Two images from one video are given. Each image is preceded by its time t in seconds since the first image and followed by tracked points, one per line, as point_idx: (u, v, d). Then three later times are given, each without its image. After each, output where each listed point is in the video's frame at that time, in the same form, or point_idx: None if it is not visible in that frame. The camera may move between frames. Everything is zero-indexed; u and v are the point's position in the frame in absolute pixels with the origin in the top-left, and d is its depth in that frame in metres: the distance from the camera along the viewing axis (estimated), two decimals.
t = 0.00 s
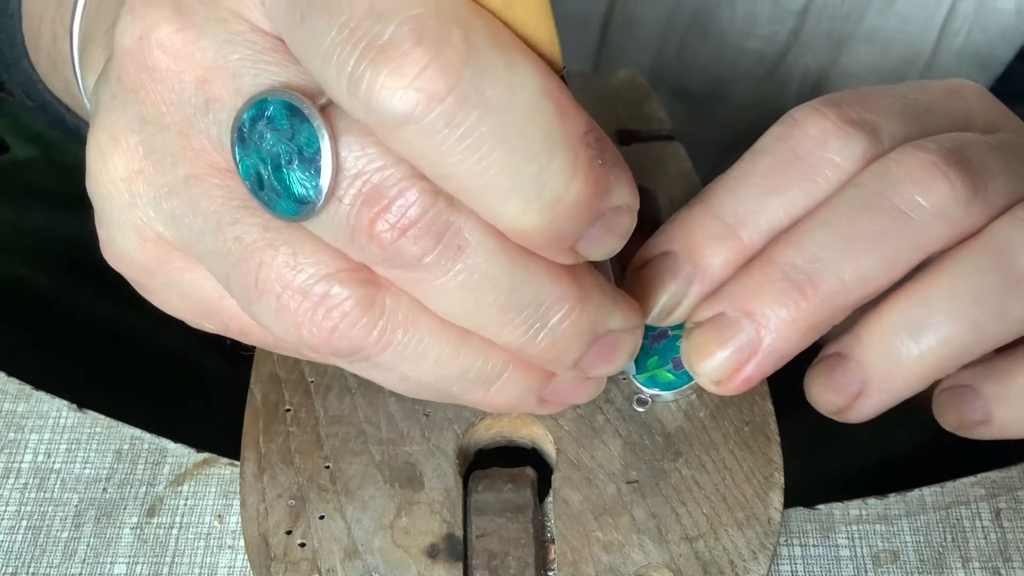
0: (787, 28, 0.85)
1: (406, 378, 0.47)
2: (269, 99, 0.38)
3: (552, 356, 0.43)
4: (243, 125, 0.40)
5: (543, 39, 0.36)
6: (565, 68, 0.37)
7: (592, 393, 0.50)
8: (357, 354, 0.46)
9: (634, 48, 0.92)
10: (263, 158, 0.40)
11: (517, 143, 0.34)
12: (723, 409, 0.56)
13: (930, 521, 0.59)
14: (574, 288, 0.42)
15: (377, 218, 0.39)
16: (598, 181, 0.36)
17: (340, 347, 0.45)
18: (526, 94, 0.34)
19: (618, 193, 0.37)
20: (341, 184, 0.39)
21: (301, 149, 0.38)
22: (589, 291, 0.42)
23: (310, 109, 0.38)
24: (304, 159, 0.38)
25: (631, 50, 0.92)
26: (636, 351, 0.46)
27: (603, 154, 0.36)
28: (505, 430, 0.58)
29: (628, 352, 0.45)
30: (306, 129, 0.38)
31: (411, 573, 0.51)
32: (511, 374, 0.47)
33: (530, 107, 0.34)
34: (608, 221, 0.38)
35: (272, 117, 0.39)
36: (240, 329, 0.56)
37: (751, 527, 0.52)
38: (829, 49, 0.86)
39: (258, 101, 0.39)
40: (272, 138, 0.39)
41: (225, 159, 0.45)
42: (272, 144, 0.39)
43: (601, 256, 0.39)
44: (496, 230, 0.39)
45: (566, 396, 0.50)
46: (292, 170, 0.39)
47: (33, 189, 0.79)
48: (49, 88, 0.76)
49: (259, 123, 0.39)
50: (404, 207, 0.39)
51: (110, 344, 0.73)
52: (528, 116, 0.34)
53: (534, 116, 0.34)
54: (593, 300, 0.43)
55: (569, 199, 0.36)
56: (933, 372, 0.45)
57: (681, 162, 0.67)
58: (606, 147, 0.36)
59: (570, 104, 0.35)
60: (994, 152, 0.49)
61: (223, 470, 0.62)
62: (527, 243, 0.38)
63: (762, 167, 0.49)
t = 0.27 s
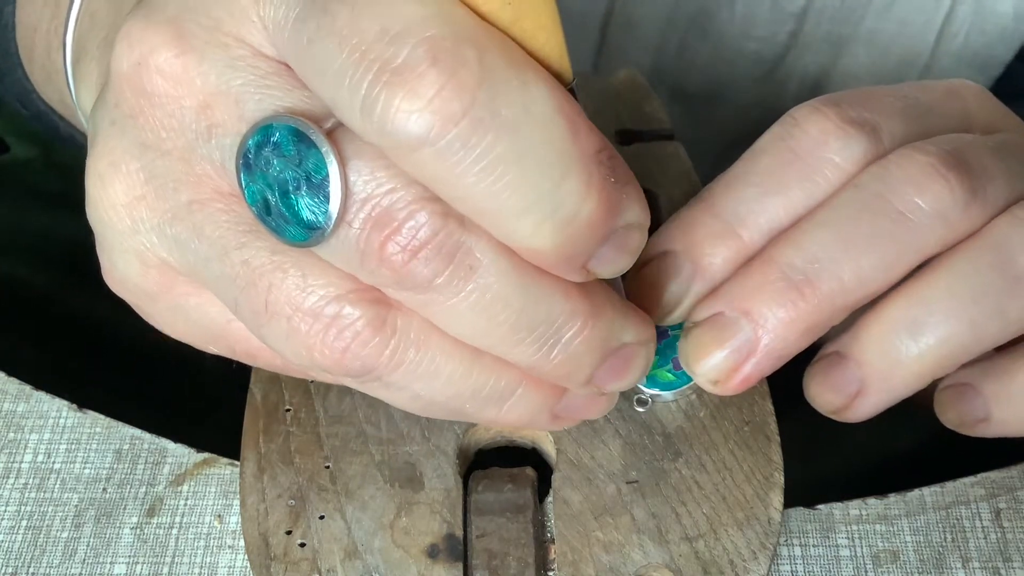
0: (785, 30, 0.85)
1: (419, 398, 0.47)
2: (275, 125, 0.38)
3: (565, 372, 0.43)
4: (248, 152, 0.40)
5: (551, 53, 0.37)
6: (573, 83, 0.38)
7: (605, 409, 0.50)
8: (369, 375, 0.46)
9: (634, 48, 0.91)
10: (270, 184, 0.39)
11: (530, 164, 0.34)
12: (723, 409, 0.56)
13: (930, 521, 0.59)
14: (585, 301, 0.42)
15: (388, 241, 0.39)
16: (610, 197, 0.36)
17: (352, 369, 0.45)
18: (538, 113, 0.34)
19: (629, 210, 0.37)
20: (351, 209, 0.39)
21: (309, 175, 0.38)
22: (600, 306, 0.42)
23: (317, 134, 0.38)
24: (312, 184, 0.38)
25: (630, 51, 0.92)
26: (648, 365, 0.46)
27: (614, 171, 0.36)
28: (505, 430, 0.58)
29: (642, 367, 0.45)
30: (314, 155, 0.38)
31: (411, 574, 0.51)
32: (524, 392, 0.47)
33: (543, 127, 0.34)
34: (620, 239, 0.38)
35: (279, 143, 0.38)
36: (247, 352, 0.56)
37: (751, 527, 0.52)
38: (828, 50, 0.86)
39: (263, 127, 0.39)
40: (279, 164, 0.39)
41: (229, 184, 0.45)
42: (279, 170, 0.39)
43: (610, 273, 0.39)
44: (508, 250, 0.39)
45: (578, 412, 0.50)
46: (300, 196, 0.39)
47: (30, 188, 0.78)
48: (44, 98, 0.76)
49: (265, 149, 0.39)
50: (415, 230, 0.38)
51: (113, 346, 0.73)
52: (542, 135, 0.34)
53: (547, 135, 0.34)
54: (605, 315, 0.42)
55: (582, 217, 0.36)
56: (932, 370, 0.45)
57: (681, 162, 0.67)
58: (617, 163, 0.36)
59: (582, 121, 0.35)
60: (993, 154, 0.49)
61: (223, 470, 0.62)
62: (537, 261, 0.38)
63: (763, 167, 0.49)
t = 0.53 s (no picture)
0: (782, 29, 0.85)
1: (422, 412, 0.47)
2: (267, 151, 0.38)
3: (572, 380, 0.43)
4: (240, 179, 0.39)
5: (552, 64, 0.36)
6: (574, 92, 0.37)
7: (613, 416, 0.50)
8: (374, 392, 0.46)
9: (631, 49, 0.91)
10: (264, 212, 0.39)
11: (526, 181, 0.34)
12: (723, 409, 0.56)
13: (930, 521, 0.59)
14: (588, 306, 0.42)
15: (388, 260, 0.39)
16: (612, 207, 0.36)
17: (357, 387, 0.45)
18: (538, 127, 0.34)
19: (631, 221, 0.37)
20: (350, 228, 0.39)
21: (306, 200, 0.38)
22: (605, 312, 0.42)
23: (312, 159, 0.37)
24: (310, 209, 0.38)
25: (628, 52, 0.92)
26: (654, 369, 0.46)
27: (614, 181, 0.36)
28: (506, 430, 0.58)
29: (649, 370, 0.45)
30: (310, 181, 0.38)
31: (411, 574, 0.51)
32: (529, 401, 0.47)
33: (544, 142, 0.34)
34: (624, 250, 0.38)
35: (273, 169, 0.38)
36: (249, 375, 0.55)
37: (751, 527, 0.52)
38: (826, 49, 0.86)
39: (254, 153, 0.38)
40: (274, 190, 0.38)
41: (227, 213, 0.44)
42: (275, 197, 0.38)
43: (614, 279, 0.39)
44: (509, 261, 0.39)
45: (584, 420, 0.50)
46: (298, 221, 0.38)
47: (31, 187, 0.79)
48: (30, 106, 0.73)
49: (259, 176, 0.38)
50: (413, 248, 0.39)
51: (114, 349, 0.73)
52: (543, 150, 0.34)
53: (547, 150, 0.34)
54: (608, 321, 0.43)
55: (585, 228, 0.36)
56: (932, 372, 0.45)
57: (681, 161, 0.67)
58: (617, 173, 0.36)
59: (581, 133, 0.35)
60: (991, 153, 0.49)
61: (223, 470, 0.62)
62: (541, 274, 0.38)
63: (763, 167, 0.49)
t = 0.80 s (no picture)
0: (782, 28, 0.85)
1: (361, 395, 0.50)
2: (168, 142, 0.41)
3: (498, 359, 0.45)
4: (146, 170, 0.43)
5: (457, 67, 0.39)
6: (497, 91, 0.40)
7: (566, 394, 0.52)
8: (305, 377, 0.49)
9: (629, 48, 0.91)
10: (168, 197, 0.42)
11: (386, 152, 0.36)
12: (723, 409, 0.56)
13: (930, 521, 0.59)
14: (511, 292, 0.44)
15: (282, 247, 0.41)
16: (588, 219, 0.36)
17: (288, 373, 0.49)
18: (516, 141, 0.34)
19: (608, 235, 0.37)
20: (242, 215, 0.41)
21: (197, 186, 0.41)
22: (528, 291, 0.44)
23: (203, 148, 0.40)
24: (202, 195, 0.41)
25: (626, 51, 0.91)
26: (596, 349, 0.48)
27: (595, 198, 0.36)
28: (505, 430, 0.58)
29: (584, 348, 0.47)
30: (200, 167, 0.40)
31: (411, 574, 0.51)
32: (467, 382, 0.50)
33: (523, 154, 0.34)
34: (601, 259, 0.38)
35: (169, 159, 0.41)
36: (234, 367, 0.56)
37: (751, 527, 0.52)
38: (825, 49, 0.86)
39: (156, 145, 0.42)
40: (172, 177, 0.41)
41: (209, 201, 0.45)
42: (172, 183, 0.41)
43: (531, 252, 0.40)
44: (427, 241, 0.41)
45: (533, 399, 0.52)
46: (194, 206, 0.41)
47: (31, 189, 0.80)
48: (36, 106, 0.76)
49: (159, 165, 0.42)
50: (309, 235, 0.41)
51: (113, 349, 0.73)
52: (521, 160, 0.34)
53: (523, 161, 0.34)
54: (532, 299, 0.45)
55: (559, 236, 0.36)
56: (934, 375, 0.45)
57: (680, 161, 0.66)
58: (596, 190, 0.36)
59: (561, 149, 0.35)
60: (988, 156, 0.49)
61: (223, 469, 0.62)
62: (451, 250, 0.40)
63: (772, 161, 0.48)
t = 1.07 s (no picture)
0: (782, 29, 0.85)
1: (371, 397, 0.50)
2: (186, 145, 0.41)
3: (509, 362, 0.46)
4: (165, 172, 0.43)
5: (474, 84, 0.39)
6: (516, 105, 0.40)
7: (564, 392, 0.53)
8: (315, 377, 0.49)
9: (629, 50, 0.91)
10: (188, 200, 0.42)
11: (405, 162, 0.36)
12: (723, 409, 0.56)
13: (930, 521, 0.59)
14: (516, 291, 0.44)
15: (300, 250, 0.41)
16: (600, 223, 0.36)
17: (297, 373, 0.48)
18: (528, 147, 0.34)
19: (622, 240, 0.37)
20: (262, 219, 0.41)
21: (218, 191, 0.41)
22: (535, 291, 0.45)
23: (223, 152, 0.40)
24: (223, 199, 0.41)
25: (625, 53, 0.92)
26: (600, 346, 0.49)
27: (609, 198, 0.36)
28: (505, 430, 0.58)
29: (590, 350, 0.48)
30: (220, 172, 0.40)
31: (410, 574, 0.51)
32: (473, 378, 0.50)
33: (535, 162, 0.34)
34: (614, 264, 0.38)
35: (189, 162, 0.41)
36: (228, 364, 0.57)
37: (751, 527, 0.52)
38: (825, 49, 0.86)
39: (175, 148, 0.42)
40: (192, 181, 0.41)
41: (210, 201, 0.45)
42: (192, 187, 0.41)
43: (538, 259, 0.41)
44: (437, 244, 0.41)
45: (535, 396, 0.52)
46: (214, 210, 0.41)
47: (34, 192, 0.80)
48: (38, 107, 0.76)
49: (179, 168, 0.42)
50: (326, 237, 0.41)
51: (112, 350, 0.73)
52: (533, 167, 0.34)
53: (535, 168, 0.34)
54: (541, 300, 0.45)
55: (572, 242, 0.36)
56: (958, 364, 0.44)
57: (680, 161, 0.67)
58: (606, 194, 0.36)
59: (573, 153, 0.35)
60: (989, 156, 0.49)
61: (223, 470, 0.62)
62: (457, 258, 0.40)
63: (795, 127, 0.47)
